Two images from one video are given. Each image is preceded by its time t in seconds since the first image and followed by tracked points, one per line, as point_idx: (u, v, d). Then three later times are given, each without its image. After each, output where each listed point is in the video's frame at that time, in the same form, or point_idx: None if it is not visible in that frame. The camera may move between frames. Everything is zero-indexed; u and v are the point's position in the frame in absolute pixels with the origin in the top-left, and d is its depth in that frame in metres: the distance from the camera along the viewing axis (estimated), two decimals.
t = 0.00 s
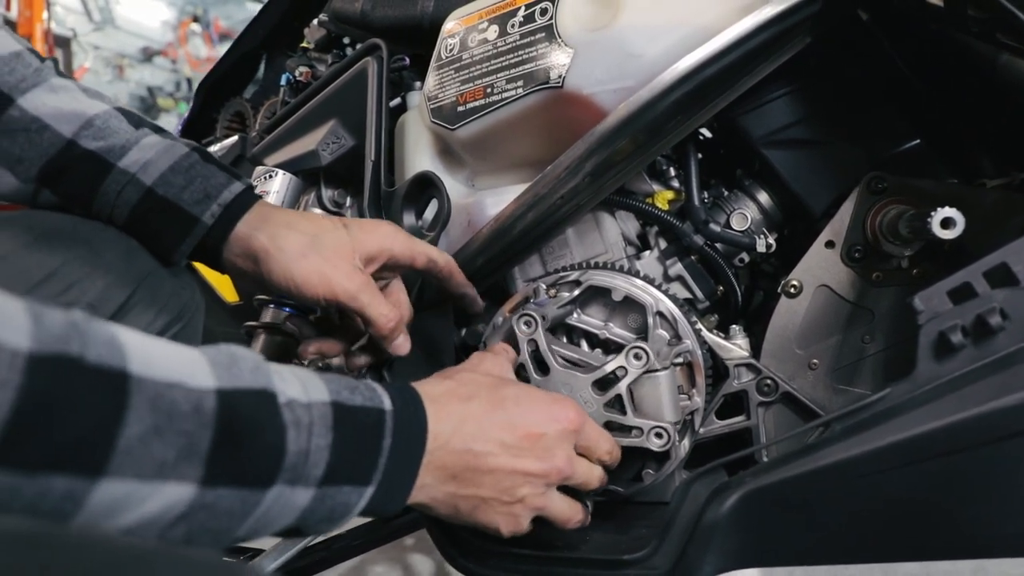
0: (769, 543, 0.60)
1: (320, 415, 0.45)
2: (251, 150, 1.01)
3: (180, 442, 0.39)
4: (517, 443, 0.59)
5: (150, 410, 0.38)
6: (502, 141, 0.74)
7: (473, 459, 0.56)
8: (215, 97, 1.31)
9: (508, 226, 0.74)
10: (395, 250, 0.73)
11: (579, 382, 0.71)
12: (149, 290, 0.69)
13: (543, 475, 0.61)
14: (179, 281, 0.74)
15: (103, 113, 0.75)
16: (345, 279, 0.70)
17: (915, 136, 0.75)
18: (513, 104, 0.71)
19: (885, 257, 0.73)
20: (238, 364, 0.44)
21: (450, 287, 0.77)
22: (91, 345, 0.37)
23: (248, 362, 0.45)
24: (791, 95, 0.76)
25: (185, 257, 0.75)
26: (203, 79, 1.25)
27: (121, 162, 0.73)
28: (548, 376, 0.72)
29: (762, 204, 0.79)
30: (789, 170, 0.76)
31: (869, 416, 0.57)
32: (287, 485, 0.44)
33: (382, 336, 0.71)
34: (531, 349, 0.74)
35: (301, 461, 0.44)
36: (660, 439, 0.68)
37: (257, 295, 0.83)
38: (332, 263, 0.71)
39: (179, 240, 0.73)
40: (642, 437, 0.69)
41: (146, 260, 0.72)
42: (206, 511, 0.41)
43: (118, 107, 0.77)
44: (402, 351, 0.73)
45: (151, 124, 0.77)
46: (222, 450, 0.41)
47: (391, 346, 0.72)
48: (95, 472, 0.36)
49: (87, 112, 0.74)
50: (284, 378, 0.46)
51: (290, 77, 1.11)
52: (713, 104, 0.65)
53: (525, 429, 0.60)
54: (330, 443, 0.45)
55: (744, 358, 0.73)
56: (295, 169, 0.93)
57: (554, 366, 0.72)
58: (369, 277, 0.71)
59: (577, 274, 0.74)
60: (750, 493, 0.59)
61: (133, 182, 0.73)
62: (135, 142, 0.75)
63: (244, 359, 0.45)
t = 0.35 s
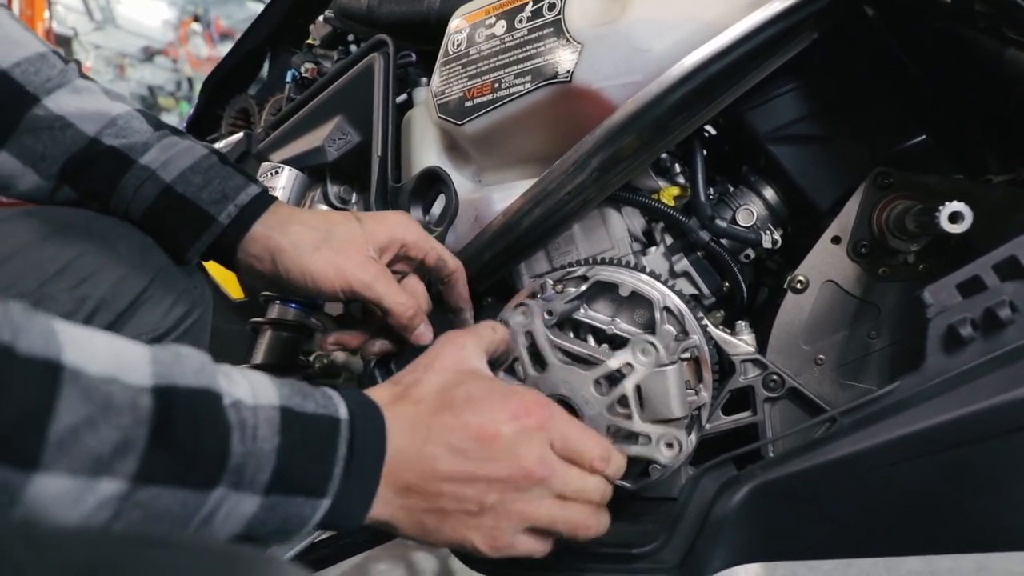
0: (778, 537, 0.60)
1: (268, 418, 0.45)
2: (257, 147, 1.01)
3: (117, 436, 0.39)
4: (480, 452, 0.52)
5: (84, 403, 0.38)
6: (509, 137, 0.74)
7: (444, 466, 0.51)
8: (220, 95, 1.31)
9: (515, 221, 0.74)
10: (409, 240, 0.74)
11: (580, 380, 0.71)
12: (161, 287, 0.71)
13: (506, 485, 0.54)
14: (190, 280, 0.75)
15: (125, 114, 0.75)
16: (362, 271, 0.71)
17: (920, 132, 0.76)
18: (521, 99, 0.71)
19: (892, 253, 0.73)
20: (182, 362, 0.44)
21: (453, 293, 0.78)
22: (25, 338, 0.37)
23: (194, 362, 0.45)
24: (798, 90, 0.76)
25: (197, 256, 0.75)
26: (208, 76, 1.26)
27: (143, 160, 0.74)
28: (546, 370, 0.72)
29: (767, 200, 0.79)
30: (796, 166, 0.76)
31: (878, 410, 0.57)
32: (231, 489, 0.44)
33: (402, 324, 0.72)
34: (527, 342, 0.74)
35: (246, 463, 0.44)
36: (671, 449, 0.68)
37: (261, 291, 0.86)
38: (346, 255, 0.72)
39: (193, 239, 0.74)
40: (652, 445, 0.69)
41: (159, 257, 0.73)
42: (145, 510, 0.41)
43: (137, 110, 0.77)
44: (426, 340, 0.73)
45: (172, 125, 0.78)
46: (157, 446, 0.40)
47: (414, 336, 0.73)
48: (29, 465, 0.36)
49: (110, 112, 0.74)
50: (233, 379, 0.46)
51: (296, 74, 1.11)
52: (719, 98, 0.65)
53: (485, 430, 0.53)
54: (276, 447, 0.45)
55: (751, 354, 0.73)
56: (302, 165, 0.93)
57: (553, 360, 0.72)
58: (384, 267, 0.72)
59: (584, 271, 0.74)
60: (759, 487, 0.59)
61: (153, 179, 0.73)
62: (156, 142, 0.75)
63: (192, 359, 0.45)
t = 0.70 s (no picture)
0: (782, 534, 0.60)
1: (330, 395, 0.42)
2: (259, 144, 1.01)
3: (151, 422, 0.35)
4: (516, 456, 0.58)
5: (112, 388, 0.33)
6: (512, 134, 0.74)
7: (465, 455, 0.58)
8: (221, 93, 1.31)
9: (518, 218, 0.74)
10: (411, 222, 0.73)
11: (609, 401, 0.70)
12: (167, 278, 0.67)
13: (498, 485, 0.62)
14: (192, 273, 0.72)
15: (124, 107, 0.75)
16: (370, 254, 0.71)
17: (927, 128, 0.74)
18: (524, 96, 0.71)
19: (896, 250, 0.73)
20: (230, 328, 0.39)
21: (459, 274, 0.77)
22: (41, 312, 0.32)
23: (245, 324, 0.39)
24: (802, 86, 0.76)
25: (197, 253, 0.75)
26: (210, 74, 1.25)
27: (142, 154, 0.73)
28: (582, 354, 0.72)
29: (771, 197, 0.78)
30: (799, 163, 0.76)
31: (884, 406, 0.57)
32: (278, 462, 0.41)
33: (414, 303, 0.72)
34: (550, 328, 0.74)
35: (300, 441, 0.41)
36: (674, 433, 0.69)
37: (265, 286, 0.83)
38: (351, 239, 0.72)
39: (194, 234, 0.73)
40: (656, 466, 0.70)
41: (160, 251, 0.71)
42: (185, 490, 0.38)
43: (136, 103, 0.77)
44: (438, 318, 0.74)
45: (172, 119, 0.78)
46: (204, 428, 0.37)
47: (427, 313, 0.73)
48: (52, 457, 0.32)
49: (109, 106, 0.74)
50: (293, 346, 0.41)
51: (298, 72, 1.11)
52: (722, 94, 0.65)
53: (522, 460, 0.58)
54: (335, 424, 0.42)
55: (754, 351, 0.72)
56: (304, 162, 0.93)
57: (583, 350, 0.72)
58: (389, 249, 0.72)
59: (587, 267, 0.74)
60: (763, 484, 0.59)
61: (153, 172, 0.73)
62: (154, 135, 0.75)
63: (241, 318, 0.40)
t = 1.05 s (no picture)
0: (783, 534, 0.60)
1: (317, 389, 0.42)
2: (259, 144, 1.01)
3: (141, 415, 0.35)
4: (497, 459, 0.57)
5: (100, 382, 0.33)
6: (512, 132, 0.74)
7: (448, 461, 0.58)
8: (221, 92, 1.30)
9: (519, 218, 0.74)
10: (419, 226, 0.74)
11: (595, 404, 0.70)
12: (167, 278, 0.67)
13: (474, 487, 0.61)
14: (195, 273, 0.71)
15: (127, 106, 0.75)
16: (377, 260, 0.72)
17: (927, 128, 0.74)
18: (525, 94, 0.70)
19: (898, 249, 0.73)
20: (215, 323, 0.39)
21: (471, 277, 0.77)
22: (26, 307, 0.32)
23: (231, 320, 0.40)
24: (803, 86, 0.75)
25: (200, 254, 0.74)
26: (209, 74, 1.25)
27: (145, 154, 0.73)
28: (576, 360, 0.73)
29: (772, 196, 0.78)
30: (800, 162, 0.75)
31: (885, 406, 0.57)
32: (268, 458, 0.41)
33: (421, 310, 0.73)
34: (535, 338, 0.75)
35: (288, 436, 0.41)
36: (667, 425, 0.67)
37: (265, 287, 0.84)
38: (359, 245, 0.72)
39: (196, 236, 0.73)
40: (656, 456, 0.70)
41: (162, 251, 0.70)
42: (177, 487, 0.37)
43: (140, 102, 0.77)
44: (447, 327, 0.74)
45: (175, 119, 0.77)
46: (191, 421, 0.37)
47: (435, 321, 0.74)
48: (40, 452, 0.32)
49: (112, 105, 0.74)
50: (280, 342, 0.41)
51: (297, 71, 1.10)
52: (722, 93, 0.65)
53: (500, 463, 0.57)
54: (323, 420, 0.42)
55: (755, 351, 0.72)
56: (304, 162, 0.93)
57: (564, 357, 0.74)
58: (399, 256, 0.72)
59: (588, 267, 0.74)
60: (764, 484, 0.59)
61: (156, 174, 0.73)
62: (157, 135, 0.74)
63: (227, 315, 0.40)
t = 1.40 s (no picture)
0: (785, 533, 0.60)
1: (334, 419, 0.42)
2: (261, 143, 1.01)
3: (162, 440, 0.35)
4: (509, 482, 0.59)
5: (124, 406, 0.33)
6: (514, 132, 0.74)
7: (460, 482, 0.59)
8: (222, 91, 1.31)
9: (521, 217, 0.74)
10: (448, 247, 0.74)
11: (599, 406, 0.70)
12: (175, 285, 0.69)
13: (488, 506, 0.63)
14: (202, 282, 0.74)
15: (155, 113, 0.75)
16: (400, 284, 0.72)
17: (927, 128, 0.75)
18: (527, 94, 0.71)
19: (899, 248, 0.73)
20: (239, 348, 0.39)
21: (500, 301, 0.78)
22: (58, 328, 0.32)
23: (254, 345, 0.40)
24: (804, 86, 0.76)
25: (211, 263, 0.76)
26: (211, 73, 1.25)
27: (171, 164, 0.74)
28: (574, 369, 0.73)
29: (773, 195, 0.78)
30: (801, 161, 0.76)
31: (886, 404, 0.57)
32: (280, 484, 0.41)
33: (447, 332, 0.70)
34: (528, 348, 0.75)
35: (303, 465, 0.42)
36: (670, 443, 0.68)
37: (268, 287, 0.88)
38: (384, 267, 0.73)
39: (215, 248, 0.74)
40: (650, 443, 0.69)
41: (172, 258, 0.72)
42: (193, 511, 0.37)
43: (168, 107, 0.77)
44: (485, 346, 0.67)
45: (202, 126, 0.77)
46: (211, 450, 0.37)
47: (468, 342, 0.68)
48: (62, 470, 0.31)
49: (141, 112, 0.74)
50: (299, 368, 0.42)
51: (299, 70, 1.11)
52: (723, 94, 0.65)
53: (513, 487, 0.60)
54: (337, 448, 0.43)
55: (757, 350, 0.72)
56: (307, 162, 0.93)
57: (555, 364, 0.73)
58: (423, 281, 0.72)
59: (590, 266, 0.74)
60: (767, 483, 0.59)
61: (180, 184, 0.74)
62: (184, 144, 0.75)
63: (250, 340, 0.40)
